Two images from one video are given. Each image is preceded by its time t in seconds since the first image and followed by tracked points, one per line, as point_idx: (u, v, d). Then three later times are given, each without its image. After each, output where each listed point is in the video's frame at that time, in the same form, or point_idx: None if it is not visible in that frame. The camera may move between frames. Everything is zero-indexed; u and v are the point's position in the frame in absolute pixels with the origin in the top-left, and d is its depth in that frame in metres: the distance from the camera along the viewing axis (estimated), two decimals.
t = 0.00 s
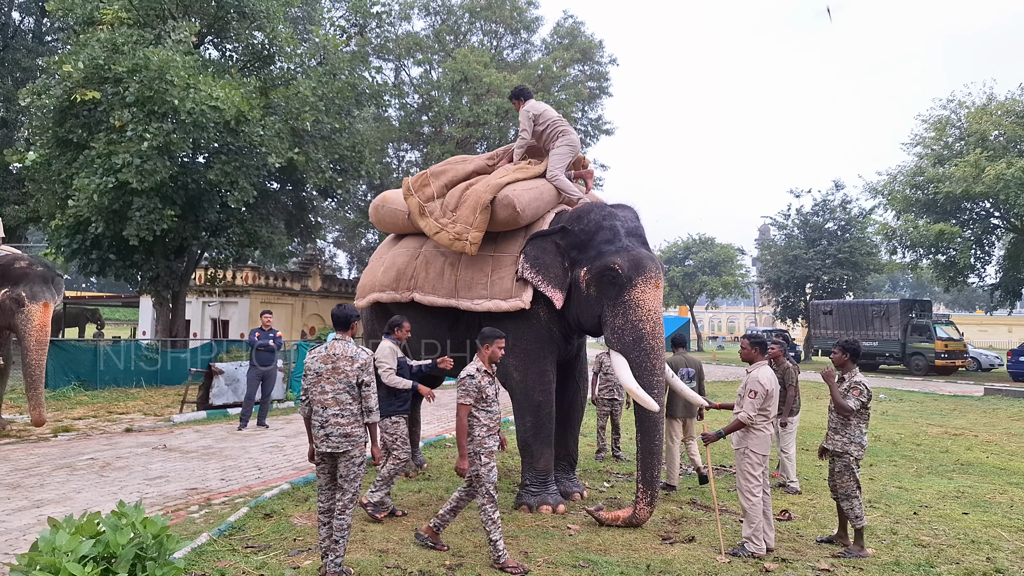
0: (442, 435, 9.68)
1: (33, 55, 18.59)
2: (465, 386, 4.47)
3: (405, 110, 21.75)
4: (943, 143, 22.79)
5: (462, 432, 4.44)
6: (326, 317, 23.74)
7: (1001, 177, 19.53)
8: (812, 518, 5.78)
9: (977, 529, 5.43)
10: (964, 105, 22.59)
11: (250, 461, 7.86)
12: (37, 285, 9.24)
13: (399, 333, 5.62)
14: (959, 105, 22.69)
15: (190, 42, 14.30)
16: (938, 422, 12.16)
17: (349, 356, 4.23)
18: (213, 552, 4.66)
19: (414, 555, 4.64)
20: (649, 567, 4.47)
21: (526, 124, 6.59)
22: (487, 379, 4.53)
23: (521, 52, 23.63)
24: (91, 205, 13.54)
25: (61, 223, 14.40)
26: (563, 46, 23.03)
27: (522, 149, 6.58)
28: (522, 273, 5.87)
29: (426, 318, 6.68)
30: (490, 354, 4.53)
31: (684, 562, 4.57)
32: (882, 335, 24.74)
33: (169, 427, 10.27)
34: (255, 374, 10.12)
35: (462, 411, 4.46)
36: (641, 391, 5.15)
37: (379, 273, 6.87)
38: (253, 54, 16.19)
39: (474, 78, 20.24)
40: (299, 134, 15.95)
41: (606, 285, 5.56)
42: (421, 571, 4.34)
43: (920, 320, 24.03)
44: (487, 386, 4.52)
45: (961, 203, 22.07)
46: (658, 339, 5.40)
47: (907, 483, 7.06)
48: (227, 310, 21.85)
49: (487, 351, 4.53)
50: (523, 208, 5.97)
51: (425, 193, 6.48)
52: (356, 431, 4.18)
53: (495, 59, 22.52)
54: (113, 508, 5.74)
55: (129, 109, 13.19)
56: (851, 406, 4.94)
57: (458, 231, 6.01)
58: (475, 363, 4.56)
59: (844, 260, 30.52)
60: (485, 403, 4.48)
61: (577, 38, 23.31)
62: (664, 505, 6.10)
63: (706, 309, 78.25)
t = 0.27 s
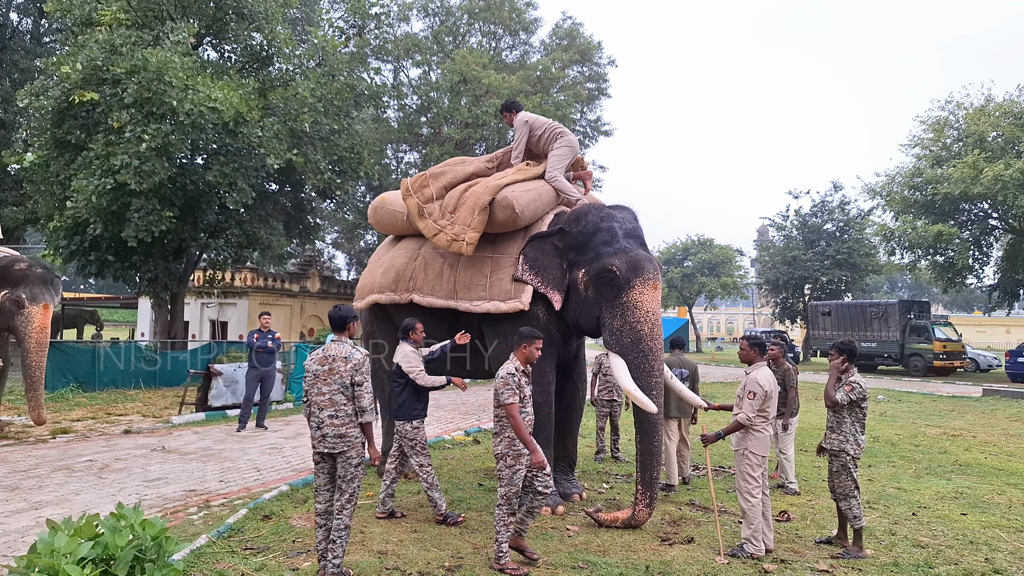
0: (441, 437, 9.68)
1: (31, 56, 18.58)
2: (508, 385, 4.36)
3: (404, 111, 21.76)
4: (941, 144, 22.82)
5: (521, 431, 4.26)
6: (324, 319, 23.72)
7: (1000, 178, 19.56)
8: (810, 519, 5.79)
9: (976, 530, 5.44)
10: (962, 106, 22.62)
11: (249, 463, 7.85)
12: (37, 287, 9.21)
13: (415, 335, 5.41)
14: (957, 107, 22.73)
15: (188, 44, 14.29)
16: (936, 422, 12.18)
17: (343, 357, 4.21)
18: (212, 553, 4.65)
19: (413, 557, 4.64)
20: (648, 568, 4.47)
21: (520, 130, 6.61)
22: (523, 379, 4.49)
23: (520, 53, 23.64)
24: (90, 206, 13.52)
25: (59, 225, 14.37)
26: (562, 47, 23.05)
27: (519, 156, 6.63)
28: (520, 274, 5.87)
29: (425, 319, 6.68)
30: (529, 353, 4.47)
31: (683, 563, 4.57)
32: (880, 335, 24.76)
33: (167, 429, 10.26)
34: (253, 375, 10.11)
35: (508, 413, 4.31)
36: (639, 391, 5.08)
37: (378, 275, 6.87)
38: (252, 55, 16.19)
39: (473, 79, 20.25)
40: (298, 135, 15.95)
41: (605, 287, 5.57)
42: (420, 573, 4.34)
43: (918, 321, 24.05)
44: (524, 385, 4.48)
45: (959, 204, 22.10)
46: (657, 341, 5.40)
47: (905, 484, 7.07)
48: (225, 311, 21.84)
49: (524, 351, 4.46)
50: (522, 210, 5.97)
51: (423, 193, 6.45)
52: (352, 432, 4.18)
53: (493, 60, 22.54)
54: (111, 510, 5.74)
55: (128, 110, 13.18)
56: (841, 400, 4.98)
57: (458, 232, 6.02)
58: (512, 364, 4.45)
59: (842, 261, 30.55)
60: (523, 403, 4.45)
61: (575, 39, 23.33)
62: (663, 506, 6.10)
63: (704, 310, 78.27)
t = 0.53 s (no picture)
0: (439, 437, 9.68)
1: (30, 56, 18.56)
2: (549, 392, 4.34)
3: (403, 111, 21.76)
4: (940, 145, 22.84)
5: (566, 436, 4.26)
6: (323, 319, 23.72)
7: (998, 180, 19.59)
8: (808, 519, 5.80)
9: (973, 531, 5.45)
10: (961, 108, 22.63)
11: (248, 463, 7.85)
12: (37, 288, 9.20)
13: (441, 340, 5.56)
14: (956, 108, 22.74)
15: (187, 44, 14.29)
16: (934, 423, 12.19)
17: (339, 358, 4.21)
18: (210, 554, 4.65)
19: (412, 557, 4.65)
20: (646, 568, 4.48)
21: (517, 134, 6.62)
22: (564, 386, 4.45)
23: (519, 54, 23.65)
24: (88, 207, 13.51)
25: (58, 225, 14.35)
26: (561, 48, 23.07)
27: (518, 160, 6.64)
28: (519, 276, 5.89)
29: (424, 321, 6.68)
30: (569, 360, 4.45)
31: (682, 564, 4.58)
32: (878, 337, 24.78)
33: (166, 430, 10.26)
34: (252, 376, 10.10)
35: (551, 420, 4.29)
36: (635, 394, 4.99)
37: (377, 277, 6.88)
38: (250, 55, 16.18)
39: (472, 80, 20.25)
40: (297, 136, 15.96)
41: (603, 288, 5.58)
42: (419, 573, 4.35)
43: (917, 323, 24.09)
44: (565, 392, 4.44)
45: (958, 205, 22.11)
46: (655, 342, 5.39)
47: (904, 485, 7.08)
48: (224, 311, 21.84)
49: (563, 358, 4.45)
50: (521, 211, 5.97)
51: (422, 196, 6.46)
52: (349, 432, 4.18)
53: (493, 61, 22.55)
54: (110, 510, 5.73)
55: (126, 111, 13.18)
56: (838, 402, 4.98)
57: (457, 234, 6.02)
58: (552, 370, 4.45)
59: (841, 262, 30.59)
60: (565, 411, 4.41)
61: (575, 40, 23.34)
62: (662, 506, 6.11)
63: (703, 311, 78.32)
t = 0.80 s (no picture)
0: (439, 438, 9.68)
1: (28, 56, 18.56)
2: (583, 390, 4.41)
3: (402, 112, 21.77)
4: (939, 146, 22.86)
5: (584, 439, 4.35)
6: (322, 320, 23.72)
7: (997, 180, 19.61)
8: (807, 520, 5.80)
9: (972, 531, 5.45)
10: (960, 108, 22.64)
11: (247, 464, 7.85)
12: (38, 289, 9.19)
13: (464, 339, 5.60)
14: (955, 109, 22.75)
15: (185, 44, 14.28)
16: (933, 424, 12.19)
17: (340, 358, 4.22)
18: (209, 554, 4.65)
19: (412, 558, 4.65)
20: (645, 569, 4.48)
21: (516, 134, 6.63)
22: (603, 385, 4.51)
23: (518, 55, 23.65)
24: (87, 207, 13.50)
25: (57, 226, 14.33)
26: (560, 48, 23.08)
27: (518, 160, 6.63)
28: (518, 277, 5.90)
29: (424, 321, 6.69)
30: (607, 359, 4.48)
31: (681, 564, 4.58)
32: (877, 337, 24.79)
33: (165, 431, 10.26)
34: (251, 377, 10.10)
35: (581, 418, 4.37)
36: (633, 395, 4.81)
37: (376, 277, 6.88)
38: (249, 56, 16.19)
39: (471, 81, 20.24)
40: (295, 136, 15.96)
41: (600, 288, 5.59)
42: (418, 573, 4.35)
43: (915, 323, 24.11)
44: (604, 391, 4.49)
45: (957, 205, 22.12)
46: (652, 342, 5.39)
47: (902, 485, 7.08)
48: (223, 312, 21.83)
49: (603, 357, 4.48)
50: (521, 212, 5.97)
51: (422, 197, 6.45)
52: (349, 432, 4.17)
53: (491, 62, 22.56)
54: (109, 511, 5.73)
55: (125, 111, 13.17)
56: (839, 403, 4.99)
57: (458, 234, 6.01)
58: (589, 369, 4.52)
59: (840, 262, 30.60)
60: (601, 409, 4.43)
61: (574, 40, 23.34)
62: (661, 507, 6.12)
63: (702, 312, 78.33)
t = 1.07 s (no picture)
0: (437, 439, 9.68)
1: (27, 56, 18.55)
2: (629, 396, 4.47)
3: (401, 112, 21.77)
4: (938, 147, 22.88)
5: (620, 444, 4.35)
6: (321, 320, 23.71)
7: (996, 181, 19.63)
8: (806, 520, 5.81)
9: (970, 532, 5.46)
10: (958, 109, 22.67)
11: (246, 464, 7.85)
12: (37, 290, 9.18)
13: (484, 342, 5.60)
14: (953, 110, 22.77)
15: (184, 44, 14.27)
16: (932, 425, 12.19)
17: (345, 359, 4.21)
18: (208, 555, 4.65)
19: (411, 559, 4.65)
20: (644, 569, 4.48)
21: (520, 135, 6.62)
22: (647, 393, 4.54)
23: (517, 55, 23.66)
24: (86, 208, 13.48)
25: (55, 227, 14.31)
26: (559, 49, 23.09)
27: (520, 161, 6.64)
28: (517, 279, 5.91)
29: (425, 322, 6.69)
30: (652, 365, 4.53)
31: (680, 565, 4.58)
32: (876, 338, 24.81)
33: (164, 431, 10.25)
34: (250, 377, 10.09)
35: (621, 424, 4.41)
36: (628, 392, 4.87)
37: (376, 278, 6.88)
38: (248, 57, 16.20)
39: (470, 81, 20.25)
40: (294, 137, 15.95)
41: (599, 288, 5.60)
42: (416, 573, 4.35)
43: (914, 324, 24.14)
44: (647, 399, 4.51)
45: (955, 207, 22.14)
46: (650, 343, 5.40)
47: (901, 486, 7.09)
48: (222, 313, 21.82)
49: (647, 363, 4.54)
50: (523, 213, 5.98)
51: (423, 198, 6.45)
52: (354, 433, 4.18)
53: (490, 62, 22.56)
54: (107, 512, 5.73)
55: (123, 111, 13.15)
56: (839, 404, 4.99)
57: (460, 235, 6.02)
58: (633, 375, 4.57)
59: (838, 263, 30.63)
60: (642, 417, 4.46)
61: (573, 41, 23.34)
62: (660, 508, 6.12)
63: (701, 313, 78.37)
